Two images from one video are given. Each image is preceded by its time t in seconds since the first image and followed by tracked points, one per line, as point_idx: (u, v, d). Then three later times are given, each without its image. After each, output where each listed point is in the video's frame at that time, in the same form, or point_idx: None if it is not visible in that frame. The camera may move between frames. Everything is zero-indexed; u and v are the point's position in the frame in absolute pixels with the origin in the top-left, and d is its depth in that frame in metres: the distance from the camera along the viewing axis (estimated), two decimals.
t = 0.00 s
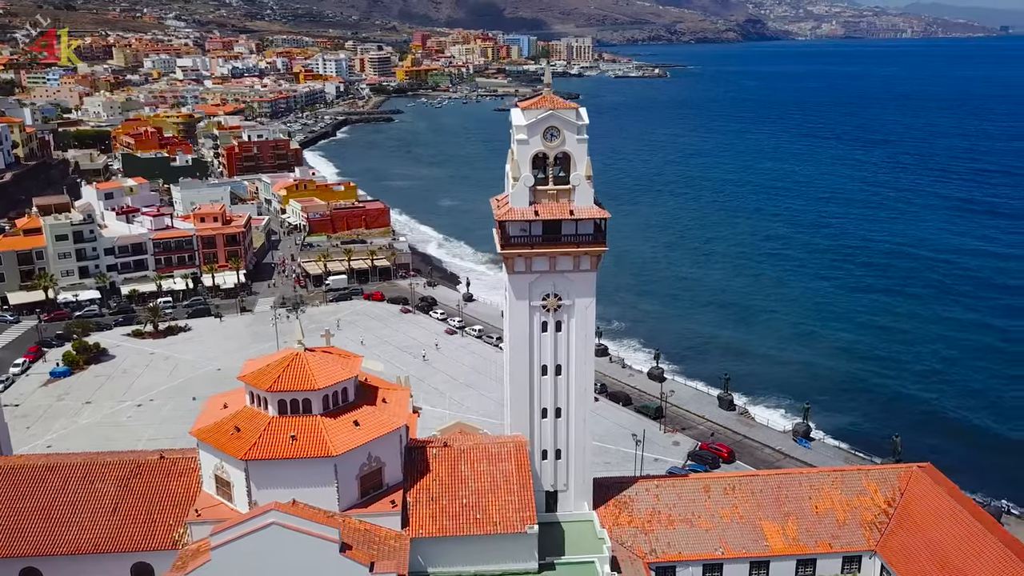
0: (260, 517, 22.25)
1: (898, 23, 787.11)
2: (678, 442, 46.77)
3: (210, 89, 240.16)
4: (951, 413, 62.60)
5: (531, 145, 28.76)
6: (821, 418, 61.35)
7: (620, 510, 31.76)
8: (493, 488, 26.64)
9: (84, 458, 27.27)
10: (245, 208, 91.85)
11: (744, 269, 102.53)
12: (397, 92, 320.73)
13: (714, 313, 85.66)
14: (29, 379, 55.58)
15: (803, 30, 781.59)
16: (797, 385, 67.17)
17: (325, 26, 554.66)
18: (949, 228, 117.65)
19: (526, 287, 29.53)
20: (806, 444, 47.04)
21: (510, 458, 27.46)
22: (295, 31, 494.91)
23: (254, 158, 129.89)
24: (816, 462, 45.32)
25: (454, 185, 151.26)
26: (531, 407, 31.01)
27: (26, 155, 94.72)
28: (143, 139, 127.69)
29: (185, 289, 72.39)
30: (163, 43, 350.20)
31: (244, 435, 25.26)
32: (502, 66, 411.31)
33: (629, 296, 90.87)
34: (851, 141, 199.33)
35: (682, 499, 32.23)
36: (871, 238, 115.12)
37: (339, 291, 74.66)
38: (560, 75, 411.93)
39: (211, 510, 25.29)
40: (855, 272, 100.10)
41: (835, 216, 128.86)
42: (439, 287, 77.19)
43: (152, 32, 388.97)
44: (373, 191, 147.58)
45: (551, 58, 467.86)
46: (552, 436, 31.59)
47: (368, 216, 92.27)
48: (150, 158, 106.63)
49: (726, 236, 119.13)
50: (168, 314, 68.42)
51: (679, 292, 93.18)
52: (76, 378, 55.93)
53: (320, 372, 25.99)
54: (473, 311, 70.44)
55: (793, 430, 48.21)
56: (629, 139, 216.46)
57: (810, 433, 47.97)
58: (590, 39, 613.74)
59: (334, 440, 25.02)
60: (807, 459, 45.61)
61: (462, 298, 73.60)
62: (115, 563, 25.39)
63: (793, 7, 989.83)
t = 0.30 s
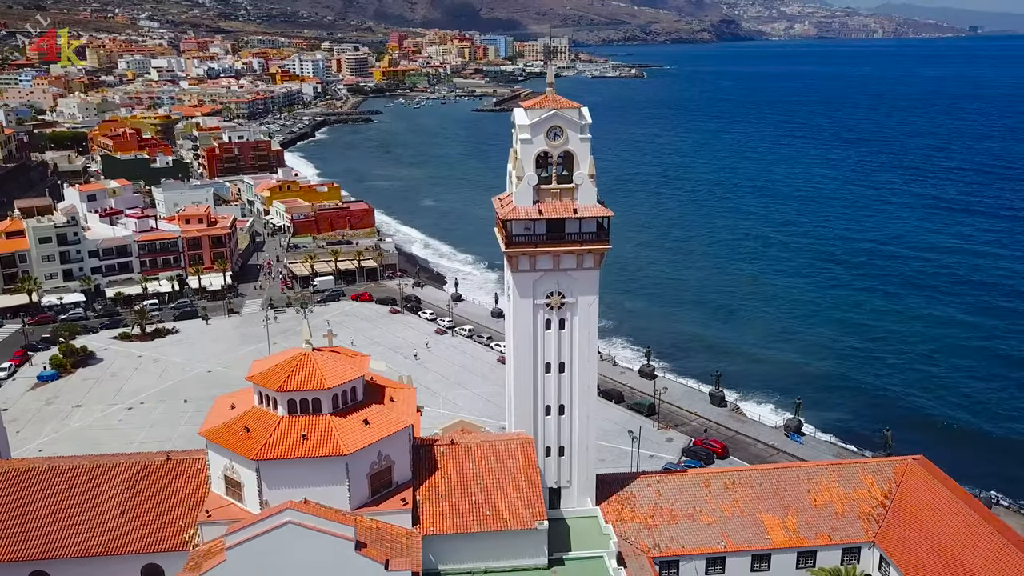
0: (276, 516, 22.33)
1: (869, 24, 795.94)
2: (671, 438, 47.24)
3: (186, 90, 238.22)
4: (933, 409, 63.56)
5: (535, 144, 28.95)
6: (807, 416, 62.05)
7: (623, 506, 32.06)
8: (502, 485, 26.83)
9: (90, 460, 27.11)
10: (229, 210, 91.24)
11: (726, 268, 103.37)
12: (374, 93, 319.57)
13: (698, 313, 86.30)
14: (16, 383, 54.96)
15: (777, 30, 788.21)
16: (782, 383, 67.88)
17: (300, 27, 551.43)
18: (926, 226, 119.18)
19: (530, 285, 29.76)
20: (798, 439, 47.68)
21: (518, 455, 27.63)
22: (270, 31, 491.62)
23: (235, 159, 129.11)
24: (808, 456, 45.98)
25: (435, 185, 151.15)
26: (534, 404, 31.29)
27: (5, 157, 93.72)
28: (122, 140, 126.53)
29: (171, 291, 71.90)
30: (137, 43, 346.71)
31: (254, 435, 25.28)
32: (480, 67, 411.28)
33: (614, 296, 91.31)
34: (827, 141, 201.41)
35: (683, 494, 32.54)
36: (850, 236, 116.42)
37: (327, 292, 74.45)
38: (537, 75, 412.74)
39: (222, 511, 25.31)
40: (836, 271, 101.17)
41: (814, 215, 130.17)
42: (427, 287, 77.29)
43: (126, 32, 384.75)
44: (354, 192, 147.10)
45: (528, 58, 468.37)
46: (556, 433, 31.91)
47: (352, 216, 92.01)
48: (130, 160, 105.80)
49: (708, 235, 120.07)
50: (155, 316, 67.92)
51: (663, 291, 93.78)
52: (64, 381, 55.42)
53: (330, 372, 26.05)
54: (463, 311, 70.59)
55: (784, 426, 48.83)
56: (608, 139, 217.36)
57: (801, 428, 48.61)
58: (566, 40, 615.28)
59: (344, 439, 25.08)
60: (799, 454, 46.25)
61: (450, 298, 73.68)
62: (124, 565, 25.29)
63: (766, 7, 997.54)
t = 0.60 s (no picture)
0: (292, 515, 22.40)
1: (842, 25, 803.12)
2: (665, 435, 47.63)
3: (163, 91, 236.13)
4: (917, 406, 64.43)
5: (539, 144, 29.24)
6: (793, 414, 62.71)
7: (626, 502, 32.37)
8: (510, 482, 27.05)
9: (98, 462, 27.02)
10: (213, 212, 90.64)
11: (709, 267, 104.10)
12: (352, 93, 318.24)
13: (683, 312, 86.91)
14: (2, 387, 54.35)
15: (750, 31, 794.09)
16: (768, 382, 68.51)
17: (275, 27, 547.67)
18: (904, 224, 120.63)
19: (534, 283, 30.00)
20: (790, 434, 48.24)
21: (524, 452, 27.84)
22: (245, 32, 487.95)
23: (216, 160, 128.11)
24: (800, 451, 46.57)
25: (417, 185, 150.90)
26: (538, 401, 31.57)
27: None
28: (100, 141, 125.27)
29: (157, 294, 71.32)
30: (111, 44, 343.08)
31: (265, 435, 25.31)
32: (457, 67, 410.88)
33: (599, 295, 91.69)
34: (805, 140, 203.13)
35: (685, 489, 32.85)
36: (830, 235, 117.65)
37: (314, 293, 74.20)
38: (515, 75, 412.97)
39: (235, 511, 25.33)
40: (817, 269, 102.21)
41: (794, 214, 131.28)
42: (415, 288, 77.34)
43: (99, 32, 380.45)
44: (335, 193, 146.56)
45: (505, 58, 468.37)
46: (559, 430, 32.21)
47: (337, 217, 91.71)
48: (111, 161, 104.90)
49: (689, 235, 120.87)
50: (142, 319, 67.36)
51: (648, 291, 94.31)
52: (52, 385, 54.85)
53: (340, 372, 26.10)
54: (452, 311, 70.68)
55: (776, 421, 49.41)
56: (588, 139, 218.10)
57: (793, 423, 49.18)
58: (543, 40, 616.22)
59: (355, 439, 25.17)
60: (791, 448, 46.84)
61: (439, 298, 73.74)
62: (134, 567, 25.27)
63: (740, 7, 1004.44)
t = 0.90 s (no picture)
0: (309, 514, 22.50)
1: (814, 26, 809.83)
2: (659, 431, 48.06)
3: (139, 92, 233.92)
4: (900, 403, 65.25)
5: (542, 143, 29.50)
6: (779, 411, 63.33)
7: (629, 497, 32.72)
8: (519, 478, 27.29)
9: (105, 465, 26.93)
10: (196, 213, 90.09)
11: (692, 266, 104.81)
12: (329, 94, 316.69)
13: (667, 311, 87.43)
14: None
15: (724, 32, 799.13)
16: (754, 380, 69.14)
17: (250, 28, 543.39)
18: (882, 223, 121.93)
19: (538, 282, 30.28)
20: (782, 429, 48.85)
21: (531, 448, 28.07)
22: (219, 32, 484.03)
23: (196, 162, 127.13)
24: (792, 446, 47.15)
25: (399, 186, 150.61)
26: (542, 400, 31.89)
27: None
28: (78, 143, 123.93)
29: (143, 296, 70.76)
30: (84, 44, 339.21)
31: (276, 435, 25.36)
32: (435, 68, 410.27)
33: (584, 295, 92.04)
34: (783, 139, 204.67)
35: (686, 485, 33.23)
36: (810, 233, 118.75)
37: (301, 295, 73.96)
38: (493, 75, 413.11)
39: (247, 511, 25.38)
40: (799, 267, 103.13)
41: (774, 213, 132.35)
42: (403, 288, 77.32)
43: (71, 33, 376.01)
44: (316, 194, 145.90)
45: (482, 58, 468.08)
46: (563, 427, 32.55)
47: (322, 219, 91.43)
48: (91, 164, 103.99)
49: (672, 234, 121.58)
50: (129, 321, 66.83)
51: (632, 291, 94.78)
52: (40, 389, 54.26)
53: (349, 371, 26.20)
54: (440, 311, 70.78)
55: (768, 417, 49.99)
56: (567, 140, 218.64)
57: (784, 419, 49.77)
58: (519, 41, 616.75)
59: (366, 437, 25.29)
60: (784, 444, 47.40)
61: (427, 298, 73.77)
62: (145, 569, 25.20)
63: (714, 8, 1010.78)
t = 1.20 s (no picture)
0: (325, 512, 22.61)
1: (787, 26, 816.25)
2: (653, 428, 48.47)
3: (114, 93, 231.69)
4: (884, 399, 66.10)
5: (546, 143, 29.76)
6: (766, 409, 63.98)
7: (632, 493, 33.06)
8: (527, 475, 27.52)
9: (112, 468, 26.84)
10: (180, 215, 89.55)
11: (676, 266, 105.48)
12: (306, 95, 315.02)
13: (651, 311, 87.94)
14: None
15: (699, 32, 803.59)
16: (740, 379, 69.76)
17: (224, 28, 539.06)
18: (861, 221, 123.28)
19: (541, 280, 30.53)
20: (773, 425, 49.45)
21: (538, 446, 28.30)
22: (194, 33, 480.00)
23: (177, 163, 126.28)
24: (784, 441, 47.76)
25: (380, 187, 150.32)
26: (545, 397, 32.18)
27: None
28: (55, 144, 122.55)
29: (129, 299, 70.22)
30: (56, 45, 335.16)
31: (287, 435, 25.40)
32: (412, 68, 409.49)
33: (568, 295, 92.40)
34: (760, 139, 206.20)
35: (686, 480, 33.59)
36: (790, 232, 119.87)
37: (288, 296, 73.70)
38: (470, 76, 413.22)
39: (259, 512, 25.41)
40: (780, 266, 104.10)
41: (754, 212, 133.44)
42: (390, 289, 77.31)
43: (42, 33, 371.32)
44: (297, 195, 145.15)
45: (459, 59, 467.62)
46: (565, 423, 32.88)
47: (306, 220, 91.10)
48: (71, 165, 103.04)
49: (654, 233, 122.24)
50: (116, 324, 66.29)
51: (617, 291, 95.20)
52: (28, 394, 53.68)
53: (359, 370, 26.31)
54: (429, 311, 70.84)
55: (760, 413, 50.58)
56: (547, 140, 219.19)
57: (775, 415, 50.37)
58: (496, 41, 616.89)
59: (377, 436, 25.42)
60: (776, 439, 48.00)
61: (415, 299, 73.79)
62: (156, 571, 25.15)
63: (688, 9, 1016.52)
